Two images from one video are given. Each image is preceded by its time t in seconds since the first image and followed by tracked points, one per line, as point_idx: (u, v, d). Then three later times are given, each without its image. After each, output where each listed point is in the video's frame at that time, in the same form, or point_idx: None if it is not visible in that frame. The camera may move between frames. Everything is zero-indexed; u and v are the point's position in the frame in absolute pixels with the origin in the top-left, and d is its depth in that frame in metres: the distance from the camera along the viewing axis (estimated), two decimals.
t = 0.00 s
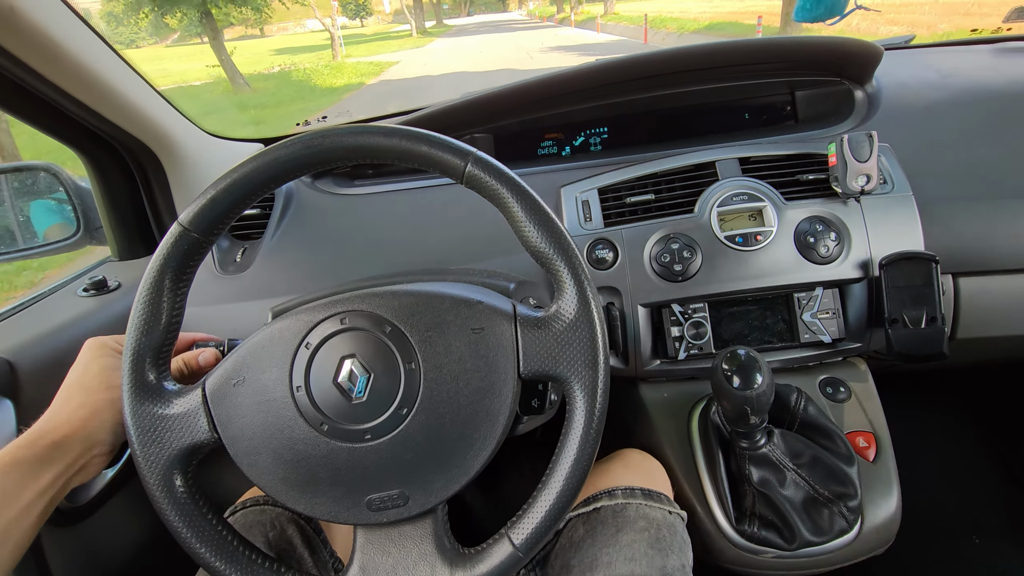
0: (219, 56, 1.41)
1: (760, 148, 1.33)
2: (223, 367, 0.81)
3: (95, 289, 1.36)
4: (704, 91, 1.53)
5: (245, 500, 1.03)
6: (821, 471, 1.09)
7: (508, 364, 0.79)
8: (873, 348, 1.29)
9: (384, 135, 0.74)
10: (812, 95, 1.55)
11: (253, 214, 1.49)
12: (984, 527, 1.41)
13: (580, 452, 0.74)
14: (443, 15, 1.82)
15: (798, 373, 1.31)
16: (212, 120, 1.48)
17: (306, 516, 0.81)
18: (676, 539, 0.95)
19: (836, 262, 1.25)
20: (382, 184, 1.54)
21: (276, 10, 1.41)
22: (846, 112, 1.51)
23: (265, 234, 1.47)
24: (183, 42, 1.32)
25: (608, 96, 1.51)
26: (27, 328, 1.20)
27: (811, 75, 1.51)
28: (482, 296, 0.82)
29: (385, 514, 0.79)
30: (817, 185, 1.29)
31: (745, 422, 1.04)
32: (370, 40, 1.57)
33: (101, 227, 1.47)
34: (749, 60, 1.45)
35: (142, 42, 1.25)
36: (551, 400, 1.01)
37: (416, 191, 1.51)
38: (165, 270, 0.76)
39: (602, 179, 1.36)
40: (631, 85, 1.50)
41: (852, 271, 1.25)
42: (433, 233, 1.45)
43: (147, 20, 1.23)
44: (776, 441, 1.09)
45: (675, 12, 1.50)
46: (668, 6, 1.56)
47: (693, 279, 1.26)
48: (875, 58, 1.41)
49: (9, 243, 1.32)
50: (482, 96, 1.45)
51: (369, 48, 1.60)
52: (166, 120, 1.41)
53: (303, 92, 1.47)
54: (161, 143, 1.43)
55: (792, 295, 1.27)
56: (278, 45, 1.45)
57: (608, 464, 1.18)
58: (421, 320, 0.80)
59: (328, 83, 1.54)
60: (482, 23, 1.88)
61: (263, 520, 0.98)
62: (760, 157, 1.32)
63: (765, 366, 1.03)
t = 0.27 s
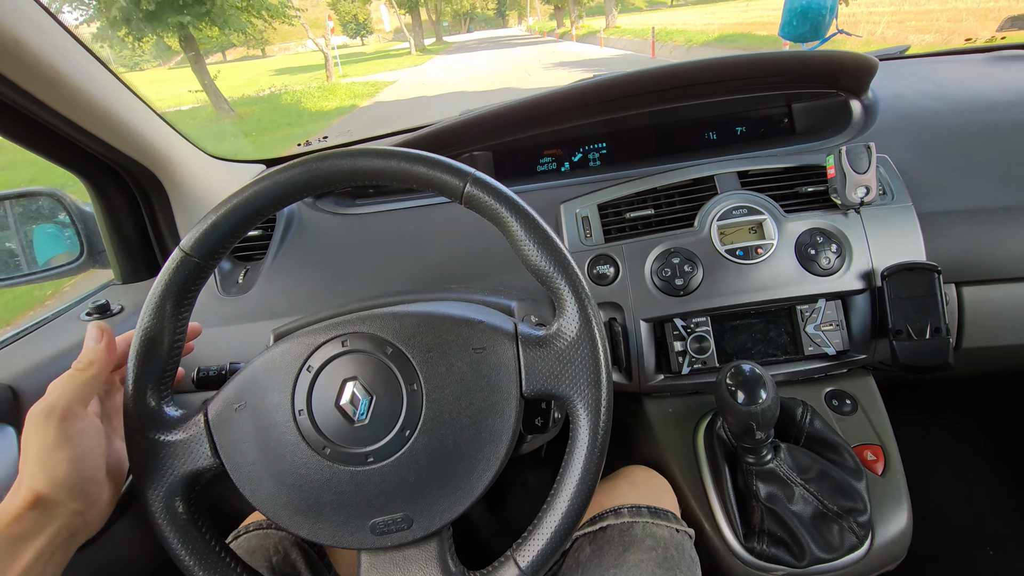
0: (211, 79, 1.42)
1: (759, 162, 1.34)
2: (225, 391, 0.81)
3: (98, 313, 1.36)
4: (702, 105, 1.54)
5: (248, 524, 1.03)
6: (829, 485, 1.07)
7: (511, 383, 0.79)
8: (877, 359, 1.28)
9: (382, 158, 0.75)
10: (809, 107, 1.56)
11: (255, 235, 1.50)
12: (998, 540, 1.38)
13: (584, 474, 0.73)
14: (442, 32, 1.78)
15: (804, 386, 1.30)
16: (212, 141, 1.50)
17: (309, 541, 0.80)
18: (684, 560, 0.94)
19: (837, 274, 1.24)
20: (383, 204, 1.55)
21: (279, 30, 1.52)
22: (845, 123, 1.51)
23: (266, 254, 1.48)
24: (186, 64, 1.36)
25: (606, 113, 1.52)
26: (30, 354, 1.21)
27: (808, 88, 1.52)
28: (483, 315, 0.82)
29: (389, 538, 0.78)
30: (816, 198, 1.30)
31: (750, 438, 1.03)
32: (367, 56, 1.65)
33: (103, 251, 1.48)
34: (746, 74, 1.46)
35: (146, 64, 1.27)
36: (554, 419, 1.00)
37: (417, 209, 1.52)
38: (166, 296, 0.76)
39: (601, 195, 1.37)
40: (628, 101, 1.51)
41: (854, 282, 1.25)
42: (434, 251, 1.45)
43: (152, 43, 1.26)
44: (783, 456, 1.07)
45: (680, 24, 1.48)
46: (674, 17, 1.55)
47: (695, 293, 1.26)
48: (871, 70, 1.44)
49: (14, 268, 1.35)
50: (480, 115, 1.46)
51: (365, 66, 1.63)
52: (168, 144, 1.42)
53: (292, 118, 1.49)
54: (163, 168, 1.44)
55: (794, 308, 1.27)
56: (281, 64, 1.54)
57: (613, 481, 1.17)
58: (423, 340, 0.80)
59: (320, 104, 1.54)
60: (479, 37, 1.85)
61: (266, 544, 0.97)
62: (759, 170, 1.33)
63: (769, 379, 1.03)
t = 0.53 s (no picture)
0: (196, 115, 1.45)
1: (754, 181, 1.34)
2: (228, 428, 0.82)
3: (102, 350, 1.37)
4: (696, 126, 1.55)
5: (248, 564, 0.94)
6: (838, 507, 1.05)
7: (511, 416, 0.78)
8: (882, 375, 1.27)
9: (378, 195, 0.75)
10: (802, 125, 1.58)
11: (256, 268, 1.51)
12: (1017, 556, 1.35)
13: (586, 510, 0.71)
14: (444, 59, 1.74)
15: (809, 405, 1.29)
16: (214, 175, 1.51)
17: None
18: None
19: (837, 291, 1.24)
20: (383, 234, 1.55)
21: (281, 61, 1.50)
22: (838, 141, 1.54)
23: (268, 287, 1.49)
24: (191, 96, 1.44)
25: (600, 137, 1.54)
26: (34, 394, 1.22)
27: (800, 106, 1.53)
28: (484, 346, 0.81)
29: None
30: (813, 216, 1.30)
31: (756, 460, 1.02)
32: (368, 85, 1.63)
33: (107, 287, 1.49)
34: (738, 95, 1.48)
35: (151, 97, 1.33)
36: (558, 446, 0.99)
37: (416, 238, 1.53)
38: (168, 336, 0.75)
39: (599, 219, 1.37)
40: (623, 125, 1.52)
41: (855, 299, 1.24)
42: (435, 279, 1.46)
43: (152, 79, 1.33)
44: (790, 477, 1.07)
45: (685, 43, 1.48)
46: (689, 33, 1.51)
47: (695, 313, 1.26)
48: (860, 88, 1.45)
49: (20, 305, 1.38)
50: (476, 144, 1.47)
51: (364, 95, 1.60)
52: (169, 180, 1.44)
53: (279, 154, 1.55)
54: (166, 205, 1.46)
55: (796, 326, 1.26)
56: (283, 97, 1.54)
57: (619, 507, 1.16)
58: (423, 375, 0.79)
59: (311, 139, 1.58)
60: (475, 63, 1.78)
61: None
62: (755, 189, 1.33)
63: (772, 400, 1.02)
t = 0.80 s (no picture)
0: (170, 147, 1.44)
1: (742, 201, 1.39)
2: (239, 427, 0.87)
3: (109, 380, 1.40)
4: (684, 148, 1.60)
5: None
6: (832, 518, 1.07)
7: (512, 465, 0.79)
8: (873, 387, 1.31)
9: (421, 232, 0.74)
10: (786, 145, 1.61)
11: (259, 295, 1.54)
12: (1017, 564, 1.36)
13: None
14: (442, 79, 1.87)
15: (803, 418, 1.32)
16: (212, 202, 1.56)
17: None
18: None
19: (825, 306, 1.28)
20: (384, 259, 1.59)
21: (278, 86, 1.61)
22: (821, 159, 1.59)
23: (271, 314, 1.53)
24: (187, 123, 1.48)
25: (591, 160, 1.59)
26: (43, 426, 1.24)
27: (783, 126, 1.58)
28: (494, 394, 0.83)
29: None
30: (799, 234, 1.34)
31: (751, 473, 1.05)
32: (362, 109, 1.74)
33: (114, 316, 1.52)
34: (723, 117, 1.53)
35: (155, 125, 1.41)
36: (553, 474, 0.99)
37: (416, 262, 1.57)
38: (197, 332, 0.74)
39: (592, 240, 1.42)
40: (613, 148, 1.57)
41: (843, 313, 1.28)
42: (434, 302, 1.50)
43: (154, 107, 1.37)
44: (784, 487, 1.10)
45: (685, 61, 1.59)
46: (684, 51, 1.61)
47: (688, 331, 1.29)
48: (841, 107, 1.50)
49: (28, 336, 1.40)
50: (472, 171, 1.53)
51: (354, 120, 1.75)
52: (174, 211, 1.47)
53: (261, 186, 1.59)
54: (172, 235, 1.49)
55: (786, 340, 1.29)
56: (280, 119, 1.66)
57: (619, 524, 1.18)
58: (431, 410, 0.82)
59: (294, 169, 1.65)
60: (472, 84, 1.90)
61: None
62: (742, 209, 1.38)
63: (765, 414, 1.05)
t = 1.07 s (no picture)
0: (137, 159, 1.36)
1: (746, 204, 1.36)
2: (239, 421, 0.84)
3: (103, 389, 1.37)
4: (686, 151, 1.58)
5: None
6: (845, 527, 1.04)
7: (509, 496, 0.76)
8: (883, 392, 1.27)
9: (445, 244, 0.72)
10: (790, 147, 1.59)
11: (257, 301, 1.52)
12: None
13: None
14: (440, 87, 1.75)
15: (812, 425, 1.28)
16: (212, 208, 1.55)
17: None
18: None
19: (833, 310, 1.25)
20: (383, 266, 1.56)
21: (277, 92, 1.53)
22: (824, 163, 1.58)
23: (268, 320, 1.50)
24: (187, 130, 1.47)
25: (592, 164, 1.57)
26: (35, 437, 1.22)
27: (787, 128, 1.56)
28: (498, 417, 0.79)
29: None
30: (805, 236, 1.32)
31: (761, 482, 1.01)
32: (366, 116, 1.66)
33: (110, 324, 1.49)
34: (726, 119, 1.51)
35: (147, 133, 1.37)
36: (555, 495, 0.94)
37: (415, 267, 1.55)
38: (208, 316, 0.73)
39: (594, 244, 1.40)
40: (616, 151, 1.55)
41: (851, 316, 1.25)
42: (435, 308, 1.47)
43: (150, 114, 1.37)
44: (794, 495, 1.08)
45: (698, 65, 1.48)
46: (687, 55, 1.52)
47: (693, 336, 1.26)
48: (846, 108, 1.49)
49: (22, 343, 1.38)
50: (471, 175, 1.51)
51: (351, 126, 1.66)
52: (170, 220, 1.46)
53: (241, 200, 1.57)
54: (168, 243, 1.47)
55: (794, 344, 1.26)
56: (278, 128, 1.57)
57: (624, 534, 1.15)
58: (433, 432, 0.79)
59: (277, 184, 1.60)
60: (472, 91, 1.81)
61: None
62: (747, 211, 1.35)
63: (773, 422, 1.02)
